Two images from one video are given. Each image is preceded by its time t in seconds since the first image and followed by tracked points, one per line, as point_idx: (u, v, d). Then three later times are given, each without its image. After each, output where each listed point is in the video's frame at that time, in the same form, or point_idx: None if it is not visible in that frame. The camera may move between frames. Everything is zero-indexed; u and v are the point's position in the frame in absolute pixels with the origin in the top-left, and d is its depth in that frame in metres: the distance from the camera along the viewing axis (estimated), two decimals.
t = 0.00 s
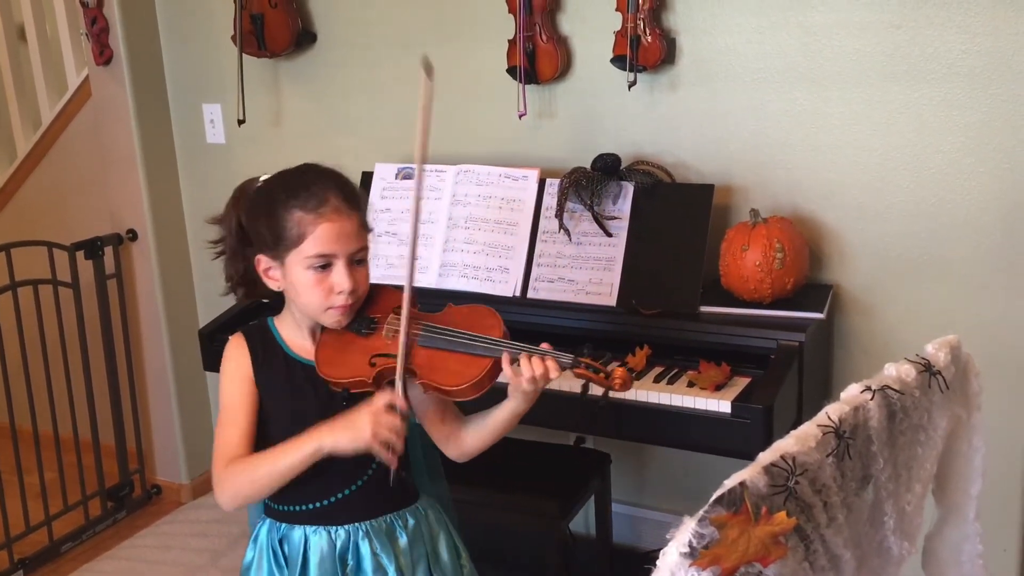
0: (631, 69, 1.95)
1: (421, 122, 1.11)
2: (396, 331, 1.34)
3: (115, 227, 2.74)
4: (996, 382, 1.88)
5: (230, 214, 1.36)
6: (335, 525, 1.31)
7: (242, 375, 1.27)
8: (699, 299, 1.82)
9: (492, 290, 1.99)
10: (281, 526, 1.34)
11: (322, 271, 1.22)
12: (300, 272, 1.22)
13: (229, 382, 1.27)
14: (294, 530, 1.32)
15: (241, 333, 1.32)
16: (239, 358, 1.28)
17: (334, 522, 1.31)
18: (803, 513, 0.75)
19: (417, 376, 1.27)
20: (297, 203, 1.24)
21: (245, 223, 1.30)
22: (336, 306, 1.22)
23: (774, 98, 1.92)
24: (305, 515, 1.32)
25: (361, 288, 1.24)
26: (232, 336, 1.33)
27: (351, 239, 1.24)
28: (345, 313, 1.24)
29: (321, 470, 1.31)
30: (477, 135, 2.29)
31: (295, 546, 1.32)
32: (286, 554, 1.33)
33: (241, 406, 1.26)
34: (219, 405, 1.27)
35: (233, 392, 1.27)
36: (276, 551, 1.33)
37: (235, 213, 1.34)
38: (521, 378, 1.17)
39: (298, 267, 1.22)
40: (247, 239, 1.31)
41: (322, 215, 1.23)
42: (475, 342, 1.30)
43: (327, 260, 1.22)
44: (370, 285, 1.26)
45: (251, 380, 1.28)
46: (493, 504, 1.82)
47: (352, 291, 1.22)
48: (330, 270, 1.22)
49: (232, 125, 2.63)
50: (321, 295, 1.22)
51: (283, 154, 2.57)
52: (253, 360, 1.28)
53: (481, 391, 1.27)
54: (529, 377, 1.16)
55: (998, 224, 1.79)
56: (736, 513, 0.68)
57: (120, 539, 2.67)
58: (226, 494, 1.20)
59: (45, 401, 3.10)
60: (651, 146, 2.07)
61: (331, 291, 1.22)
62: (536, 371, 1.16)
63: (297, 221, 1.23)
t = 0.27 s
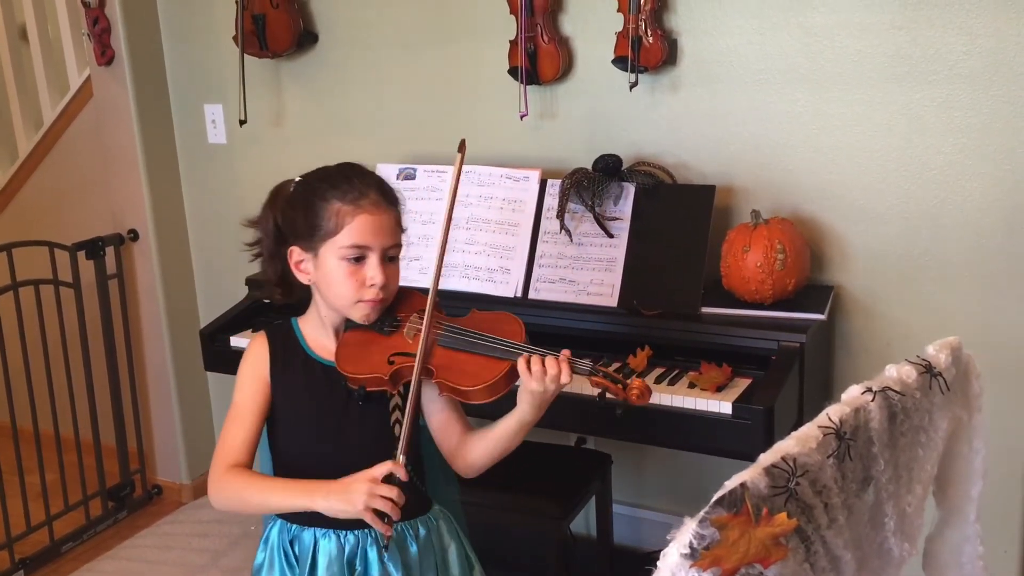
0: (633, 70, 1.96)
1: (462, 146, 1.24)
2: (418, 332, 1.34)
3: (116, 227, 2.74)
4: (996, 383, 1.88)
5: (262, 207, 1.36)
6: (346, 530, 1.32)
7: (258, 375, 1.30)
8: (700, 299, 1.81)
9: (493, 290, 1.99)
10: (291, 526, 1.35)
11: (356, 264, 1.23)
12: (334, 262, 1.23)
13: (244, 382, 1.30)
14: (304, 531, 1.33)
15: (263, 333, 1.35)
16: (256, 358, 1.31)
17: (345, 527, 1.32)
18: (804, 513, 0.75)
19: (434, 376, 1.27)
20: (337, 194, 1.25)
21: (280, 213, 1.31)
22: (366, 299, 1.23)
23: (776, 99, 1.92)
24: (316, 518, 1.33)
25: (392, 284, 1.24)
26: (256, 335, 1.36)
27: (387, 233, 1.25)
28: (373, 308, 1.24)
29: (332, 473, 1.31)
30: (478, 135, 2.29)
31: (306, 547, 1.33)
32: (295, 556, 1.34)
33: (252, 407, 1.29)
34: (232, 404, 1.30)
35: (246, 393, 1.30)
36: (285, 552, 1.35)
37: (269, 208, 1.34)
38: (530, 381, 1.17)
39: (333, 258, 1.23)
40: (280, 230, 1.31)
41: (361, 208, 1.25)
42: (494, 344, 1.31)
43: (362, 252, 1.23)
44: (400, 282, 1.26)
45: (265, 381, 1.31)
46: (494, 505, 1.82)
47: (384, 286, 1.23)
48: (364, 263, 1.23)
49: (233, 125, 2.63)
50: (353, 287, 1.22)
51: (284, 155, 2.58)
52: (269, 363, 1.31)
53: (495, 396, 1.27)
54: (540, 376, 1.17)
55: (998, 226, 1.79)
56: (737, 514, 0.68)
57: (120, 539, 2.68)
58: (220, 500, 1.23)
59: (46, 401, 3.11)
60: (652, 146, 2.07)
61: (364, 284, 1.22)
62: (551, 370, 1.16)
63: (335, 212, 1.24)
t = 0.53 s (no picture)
0: (635, 69, 1.95)
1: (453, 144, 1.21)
2: (417, 337, 1.31)
3: (118, 225, 2.74)
4: (998, 383, 1.88)
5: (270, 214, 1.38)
6: (348, 530, 1.32)
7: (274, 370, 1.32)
8: (702, 298, 1.81)
9: (495, 289, 1.99)
10: (296, 523, 1.36)
11: (349, 271, 1.22)
12: (328, 271, 1.23)
13: (261, 375, 1.32)
14: (308, 529, 1.34)
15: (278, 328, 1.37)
16: (272, 353, 1.33)
17: (348, 527, 1.32)
18: (807, 513, 0.75)
19: (432, 384, 1.27)
20: (326, 202, 1.25)
21: (280, 222, 1.32)
22: (361, 307, 1.22)
23: (779, 98, 1.92)
24: (320, 516, 1.33)
25: (388, 290, 1.23)
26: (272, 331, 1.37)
27: (379, 239, 1.23)
28: (370, 314, 1.23)
29: (336, 475, 1.32)
30: (480, 134, 2.29)
31: (308, 544, 1.33)
32: (298, 554, 1.34)
33: (270, 400, 1.31)
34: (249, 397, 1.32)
35: (263, 386, 1.32)
36: (289, 549, 1.35)
37: (274, 214, 1.35)
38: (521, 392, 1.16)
39: (327, 267, 1.23)
40: (282, 237, 1.33)
41: (349, 215, 1.24)
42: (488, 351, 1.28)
43: (353, 260, 1.22)
44: (398, 286, 1.25)
45: (281, 376, 1.32)
46: (496, 503, 1.82)
47: (377, 292, 1.22)
48: (356, 270, 1.22)
49: (235, 123, 2.63)
50: (347, 295, 1.22)
51: (286, 153, 2.58)
52: (283, 358, 1.32)
53: (491, 403, 1.26)
54: (533, 390, 1.15)
55: (1001, 225, 1.79)
56: (741, 513, 0.68)
57: (122, 538, 2.68)
58: (243, 487, 1.25)
59: (48, 399, 3.11)
60: (654, 145, 2.07)
61: (358, 291, 1.22)
62: (540, 383, 1.15)
63: (325, 221, 1.24)
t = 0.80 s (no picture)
0: (637, 66, 1.95)
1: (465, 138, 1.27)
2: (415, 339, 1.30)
3: (120, 222, 2.74)
4: (1000, 381, 1.88)
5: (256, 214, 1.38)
6: (347, 526, 1.32)
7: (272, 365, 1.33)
8: (703, 295, 1.81)
9: (496, 286, 1.99)
10: (296, 520, 1.36)
11: (338, 279, 1.22)
12: (317, 279, 1.23)
13: (258, 369, 1.33)
14: (307, 526, 1.34)
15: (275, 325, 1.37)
16: (269, 348, 1.34)
17: (347, 523, 1.32)
18: (810, 510, 0.74)
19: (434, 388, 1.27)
20: (309, 211, 1.24)
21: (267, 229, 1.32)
22: (353, 313, 1.22)
23: (781, 96, 1.91)
24: (320, 512, 1.34)
25: (378, 295, 1.24)
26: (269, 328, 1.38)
27: (365, 244, 1.23)
28: (363, 319, 1.24)
29: (335, 470, 1.33)
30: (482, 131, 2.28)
31: (306, 541, 1.33)
32: (297, 551, 1.34)
33: (268, 394, 1.32)
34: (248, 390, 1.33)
35: (261, 380, 1.32)
36: (288, 546, 1.35)
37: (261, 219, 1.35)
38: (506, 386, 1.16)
39: (316, 276, 1.23)
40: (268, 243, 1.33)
41: (333, 223, 1.23)
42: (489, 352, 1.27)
43: (341, 269, 1.22)
44: (389, 290, 1.25)
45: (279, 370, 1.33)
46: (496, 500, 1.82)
47: (368, 298, 1.22)
48: (345, 278, 1.22)
49: (237, 120, 2.63)
50: (338, 302, 1.22)
51: (287, 150, 2.57)
52: (280, 353, 1.33)
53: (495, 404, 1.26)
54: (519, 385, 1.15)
55: (1003, 223, 1.78)
56: (743, 511, 0.68)
57: (122, 534, 2.68)
58: (239, 479, 1.25)
59: (49, 395, 3.11)
60: (656, 142, 2.07)
61: (348, 298, 1.22)
62: (526, 377, 1.15)
63: (309, 230, 1.24)
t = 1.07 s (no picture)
0: (636, 63, 1.95)
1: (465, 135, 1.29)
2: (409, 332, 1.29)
3: (118, 219, 2.74)
4: (1000, 378, 1.88)
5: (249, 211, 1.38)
6: (345, 523, 1.32)
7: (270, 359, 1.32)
8: (703, 294, 1.80)
9: (495, 284, 1.98)
10: (293, 517, 1.36)
11: (330, 272, 1.22)
12: (310, 272, 1.23)
13: (257, 363, 1.32)
14: (304, 524, 1.34)
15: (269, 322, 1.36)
16: (268, 342, 1.33)
17: (344, 520, 1.32)
18: (809, 507, 0.74)
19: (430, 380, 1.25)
20: (301, 205, 1.24)
21: (260, 223, 1.31)
22: (346, 306, 1.22)
23: (780, 93, 1.91)
24: (317, 510, 1.33)
25: (371, 287, 1.23)
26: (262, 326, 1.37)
27: (357, 237, 1.23)
28: (357, 312, 1.24)
29: (331, 467, 1.32)
30: (481, 128, 2.28)
31: (303, 539, 1.33)
32: (294, 548, 1.34)
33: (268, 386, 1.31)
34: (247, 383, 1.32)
35: (260, 373, 1.31)
36: (285, 543, 1.35)
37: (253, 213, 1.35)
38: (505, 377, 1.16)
39: (308, 268, 1.23)
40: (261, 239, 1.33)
41: (325, 216, 1.23)
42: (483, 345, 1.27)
43: (334, 261, 1.22)
44: (382, 283, 1.25)
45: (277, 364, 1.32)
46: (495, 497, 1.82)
47: (360, 290, 1.21)
48: (338, 270, 1.22)
49: (235, 117, 2.62)
50: (331, 295, 1.22)
51: (286, 148, 2.57)
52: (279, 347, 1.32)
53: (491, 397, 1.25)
54: (519, 377, 1.15)
55: (1003, 221, 1.78)
56: (742, 508, 0.67)
57: (121, 532, 2.68)
58: (257, 463, 1.23)
59: (48, 393, 3.11)
60: (656, 140, 2.06)
61: (340, 291, 1.21)
62: (526, 368, 1.14)
63: (302, 223, 1.24)
